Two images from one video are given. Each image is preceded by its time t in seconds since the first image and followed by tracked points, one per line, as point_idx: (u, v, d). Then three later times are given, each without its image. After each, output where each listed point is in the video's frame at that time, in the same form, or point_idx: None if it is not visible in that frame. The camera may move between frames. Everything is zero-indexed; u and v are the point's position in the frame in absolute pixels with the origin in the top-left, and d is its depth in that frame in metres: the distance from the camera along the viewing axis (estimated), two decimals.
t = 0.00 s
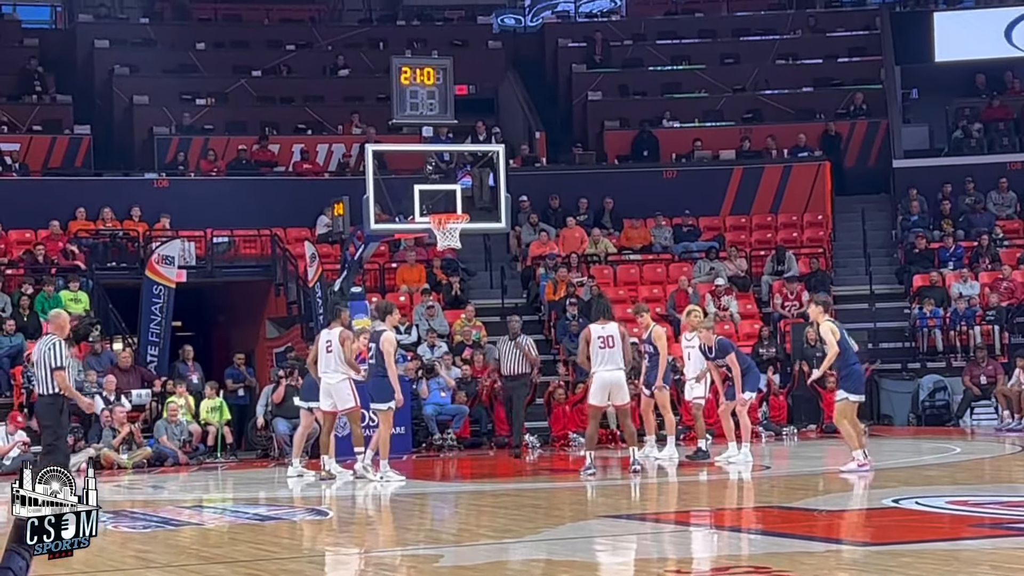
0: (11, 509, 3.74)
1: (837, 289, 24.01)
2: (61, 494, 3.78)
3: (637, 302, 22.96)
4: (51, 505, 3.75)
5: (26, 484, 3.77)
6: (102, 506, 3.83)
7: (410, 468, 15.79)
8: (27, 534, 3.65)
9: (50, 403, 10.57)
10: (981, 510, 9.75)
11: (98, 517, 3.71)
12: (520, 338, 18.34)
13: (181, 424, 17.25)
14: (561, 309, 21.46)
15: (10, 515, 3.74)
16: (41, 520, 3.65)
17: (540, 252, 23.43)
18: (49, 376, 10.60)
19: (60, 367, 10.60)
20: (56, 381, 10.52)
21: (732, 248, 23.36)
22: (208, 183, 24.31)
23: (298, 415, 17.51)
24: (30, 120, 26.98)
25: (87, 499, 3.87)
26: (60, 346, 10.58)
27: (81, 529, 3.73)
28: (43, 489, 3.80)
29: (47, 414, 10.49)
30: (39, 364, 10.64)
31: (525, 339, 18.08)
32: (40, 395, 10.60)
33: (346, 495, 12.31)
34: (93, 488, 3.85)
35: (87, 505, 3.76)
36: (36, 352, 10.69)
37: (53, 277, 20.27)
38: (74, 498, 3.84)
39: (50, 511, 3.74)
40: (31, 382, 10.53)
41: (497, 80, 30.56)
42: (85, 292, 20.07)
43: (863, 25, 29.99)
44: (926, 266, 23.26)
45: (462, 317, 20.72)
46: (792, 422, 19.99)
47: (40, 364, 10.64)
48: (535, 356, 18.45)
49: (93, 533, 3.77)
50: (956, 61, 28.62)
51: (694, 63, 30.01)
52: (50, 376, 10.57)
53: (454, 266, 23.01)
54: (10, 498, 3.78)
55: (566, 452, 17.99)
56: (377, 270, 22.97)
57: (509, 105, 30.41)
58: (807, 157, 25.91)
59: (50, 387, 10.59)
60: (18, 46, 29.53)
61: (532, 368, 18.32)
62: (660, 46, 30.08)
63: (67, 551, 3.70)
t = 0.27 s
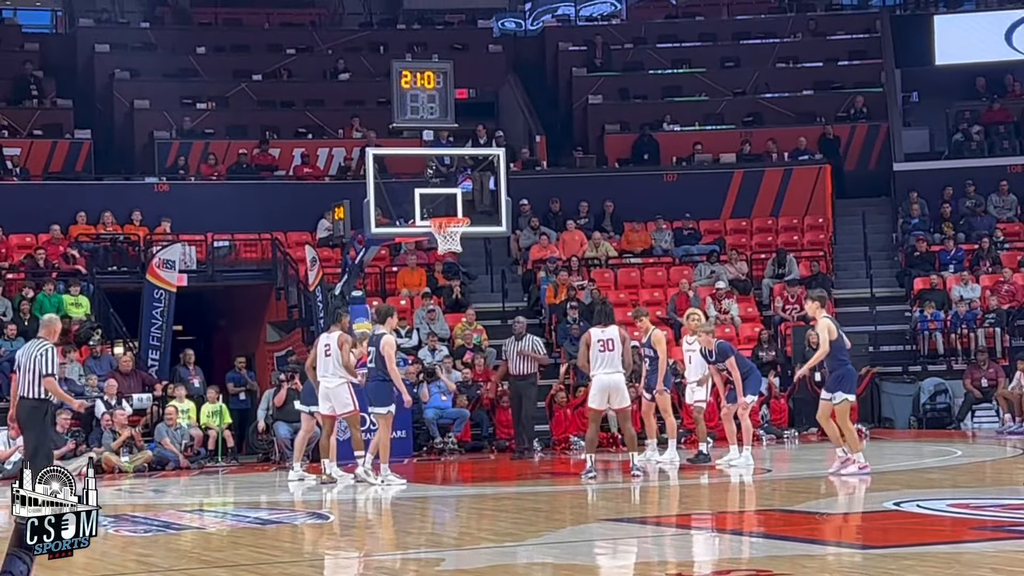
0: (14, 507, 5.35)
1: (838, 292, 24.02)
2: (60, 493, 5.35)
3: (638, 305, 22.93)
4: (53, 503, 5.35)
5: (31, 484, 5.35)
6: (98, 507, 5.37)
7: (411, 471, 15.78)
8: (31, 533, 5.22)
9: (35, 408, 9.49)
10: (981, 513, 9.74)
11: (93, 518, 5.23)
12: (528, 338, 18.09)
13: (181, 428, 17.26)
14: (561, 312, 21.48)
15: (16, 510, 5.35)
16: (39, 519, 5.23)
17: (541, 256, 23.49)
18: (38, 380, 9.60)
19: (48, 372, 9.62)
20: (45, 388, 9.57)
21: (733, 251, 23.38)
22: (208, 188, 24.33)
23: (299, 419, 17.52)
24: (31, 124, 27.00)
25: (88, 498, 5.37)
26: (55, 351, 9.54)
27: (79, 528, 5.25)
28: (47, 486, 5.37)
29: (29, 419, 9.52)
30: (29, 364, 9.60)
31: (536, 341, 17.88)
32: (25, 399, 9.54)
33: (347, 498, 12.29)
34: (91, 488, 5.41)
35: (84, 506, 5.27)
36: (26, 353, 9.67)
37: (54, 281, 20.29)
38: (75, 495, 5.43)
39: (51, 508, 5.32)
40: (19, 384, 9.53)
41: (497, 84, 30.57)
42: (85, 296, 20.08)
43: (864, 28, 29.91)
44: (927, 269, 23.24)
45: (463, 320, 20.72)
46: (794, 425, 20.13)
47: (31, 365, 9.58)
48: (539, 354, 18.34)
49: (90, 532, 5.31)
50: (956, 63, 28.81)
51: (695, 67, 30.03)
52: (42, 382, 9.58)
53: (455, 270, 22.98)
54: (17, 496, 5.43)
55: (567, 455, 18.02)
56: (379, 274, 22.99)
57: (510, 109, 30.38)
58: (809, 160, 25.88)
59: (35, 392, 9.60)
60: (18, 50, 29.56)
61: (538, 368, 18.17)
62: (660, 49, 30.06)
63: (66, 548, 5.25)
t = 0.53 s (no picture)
0: (14, 507, 5.34)
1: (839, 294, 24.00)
2: (59, 493, 5.32)
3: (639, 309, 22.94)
4: (53, 503, 5.32)
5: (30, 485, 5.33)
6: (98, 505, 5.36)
7: (412, 474, 15.78)
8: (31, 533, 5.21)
9: (29, 410, 10.11)
10: (982, 515, 9.73)
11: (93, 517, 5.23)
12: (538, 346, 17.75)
13: (182, 431, 17.26)
14: (562, 315, 21.50)
15: (16, 510, 5.34)
16: (41, 520, 5.21)
17: (541, 258, 23.48)
18: (30, 383, 10.12)
19: (41, 374, 10.14)
20: (38, 391, 10.09)
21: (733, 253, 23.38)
22: (208, 191, 24.35)
23: (300, 422, 17.53)
24: (31, 127, 27.00)
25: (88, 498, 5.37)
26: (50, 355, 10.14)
27: (79, 529, 5.25)
28: (46, 486, 5.36)
29: (23, 423, 10.11)
30: (19, 368, 10.08)
31: (544, 351, 17.56)
32: (18, 403, 10.10)
33: (347, 502, 12.28)
34: (90, 488, 5.40)
35: (84, 507, 5.27)
36: (12, 355, 10.16)
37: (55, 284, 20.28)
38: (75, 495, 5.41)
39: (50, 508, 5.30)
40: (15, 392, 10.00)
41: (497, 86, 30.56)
42: (86, 299, 20.08)
43: (863, 29, 30.06)
44: (928, 271, 23.22)
45: (463, 323, 20.73)
46: (795, 427, 20.18)
47: (21, 370, 10.08)
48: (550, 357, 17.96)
49: (90, 532, 5.32)
50: (955, 66, 28.59)
51: (695, 69, 30.04)
52: (36, 385, 10.11)
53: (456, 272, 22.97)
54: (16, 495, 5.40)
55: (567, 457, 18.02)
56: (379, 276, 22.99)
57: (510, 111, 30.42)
58: (809, 163, 25.91)
59: (29, 395, 10.14)
60: (19, 53, 29.57)
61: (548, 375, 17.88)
62: (660, 51, 30.07)
63: (66, 548, 5.24)
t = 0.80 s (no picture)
0: (14, 507, 5.16)
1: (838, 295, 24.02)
2: (60, 493, 5.14)
3: (639, 310, 22.94)
4: (53, 502, 5.15)
5: (28, 484, 5.15)
6: (99, 505, 5.20)
7: (412, 475, 15.79)
8: (31, 533, 5.06)
9: (17, 413, 9.98)
10: (982, 516, 9.73)
11: (93, 517, 5.07)
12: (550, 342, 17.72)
13: (181, 433, 17.24)
14: (562, 316, 21.50)
15: (15, 510, 5.17)
16: (41, 520, 5.07)
17: (541, 259, 23.47)
18: (17, 386, 10.04)
19: (28, 378, 10.09)
20: (27, 393, 10.00)
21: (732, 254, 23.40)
22: (208, 193, 24.36)
23: (300, 423, 17.54)
24: (31, 129, 27.00)
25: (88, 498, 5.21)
26: (37, 358, 10.10)
27: (79, 529, 5.09)
28: (45, 486, 5.17)
29: (12, 425, 9.96)
30: (5, 370, 10.04)
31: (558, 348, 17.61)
32: (5, 405, 9.97)
33: (347, 503, 12.29)
34: (91, 488, 5.23)
35: (84, 507, 5.11)
36: None
37: (55, 286, 20.28)
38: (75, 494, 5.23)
39: (50, 509, 5.12)
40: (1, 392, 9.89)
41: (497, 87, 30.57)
42: (86, 301, 20.08)
43: (862, 31, 30.24)
44: (928, 271, 23.24)
45: (463, 324, 20.75)
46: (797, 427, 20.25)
47: (7, 372, 10.02)
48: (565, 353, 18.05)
49: (90, 531, 5.14)
50: (955, 64, 28.56)
51: (694, 70, 30.05)
52: (22, 388, 10.03)
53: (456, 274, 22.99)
54: (15, 494, 5.21)
55: (568, 459, 18.04)
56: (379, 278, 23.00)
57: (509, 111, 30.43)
58: (808, 163, 25.92)
59: (18, 398, 10.03)
60: (19, 55, 29.58)
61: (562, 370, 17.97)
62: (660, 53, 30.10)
63: (66, 548, 5.09)
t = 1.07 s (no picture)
0: (14, 506, 5.12)
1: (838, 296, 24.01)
2: (60, 493, 5.11)
3: (638, 310, 22.92)
4: (53, 503, 5.11)
5: (28, 484, 5.11)
6: (98, 505, 5.15)
7: (411, 476, 15.77)
8: (31, 534, 5.05)
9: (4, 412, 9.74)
10: (982, 517, 9.72)
11: (92, 518, 5.05)
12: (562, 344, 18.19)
13: (181, 434, 17.24)
14: (561, 317, 21.48)
15: (14, 510, 5.13)
16: (41, 520, 5.05)
17: (540, 260, 23.46)
18: (5, 384, 9.84)
19: (15, 376, 9.90)
20: (15, 391, 9.80)
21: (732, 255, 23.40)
22: (207, 194, 24.35)
23: (299, 424, 17.53)
24: (31, 130, 26.99)
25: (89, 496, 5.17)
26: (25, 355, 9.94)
27: (79, 529, 5.07)
28: (45, 486, 5.13)
29: None
30: None
31: (571, 348, 18.04)
32: None
33: (347, 504, 12.28)
34: (90, 489, 5.17)
35: (84, 507, 5.08)
36: None
37: (55, 287, 20.27)
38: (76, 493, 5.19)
39: (50, 508, 5.09)
40: None
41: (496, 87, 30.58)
42: (85, 302, 20.06)
43: (862, 32, 30.25)
44: (928, 272, 23.24)
45: (463, 325, 20.74)
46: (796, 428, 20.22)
47: None
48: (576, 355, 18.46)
49: (90, 531, 5.12)
50: (954, 64, 28.60)
51: (694, 70, 30.05)
52: (10, 386, 9.83)
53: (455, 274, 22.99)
54: (15, 492, 5.16)
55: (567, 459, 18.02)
56: (379, 278, 22.99)
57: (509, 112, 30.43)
58: (808, 164, 25.91)
59: (6, 397, 9.81)
60: (18, 56, 29.57)
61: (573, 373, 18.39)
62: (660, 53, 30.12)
63: (65, 548, 5.07)
